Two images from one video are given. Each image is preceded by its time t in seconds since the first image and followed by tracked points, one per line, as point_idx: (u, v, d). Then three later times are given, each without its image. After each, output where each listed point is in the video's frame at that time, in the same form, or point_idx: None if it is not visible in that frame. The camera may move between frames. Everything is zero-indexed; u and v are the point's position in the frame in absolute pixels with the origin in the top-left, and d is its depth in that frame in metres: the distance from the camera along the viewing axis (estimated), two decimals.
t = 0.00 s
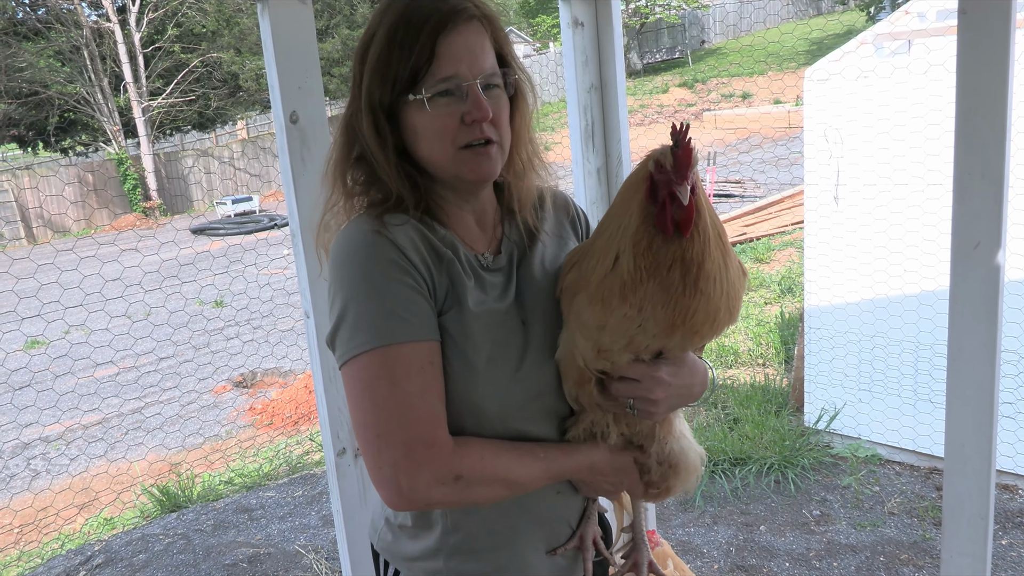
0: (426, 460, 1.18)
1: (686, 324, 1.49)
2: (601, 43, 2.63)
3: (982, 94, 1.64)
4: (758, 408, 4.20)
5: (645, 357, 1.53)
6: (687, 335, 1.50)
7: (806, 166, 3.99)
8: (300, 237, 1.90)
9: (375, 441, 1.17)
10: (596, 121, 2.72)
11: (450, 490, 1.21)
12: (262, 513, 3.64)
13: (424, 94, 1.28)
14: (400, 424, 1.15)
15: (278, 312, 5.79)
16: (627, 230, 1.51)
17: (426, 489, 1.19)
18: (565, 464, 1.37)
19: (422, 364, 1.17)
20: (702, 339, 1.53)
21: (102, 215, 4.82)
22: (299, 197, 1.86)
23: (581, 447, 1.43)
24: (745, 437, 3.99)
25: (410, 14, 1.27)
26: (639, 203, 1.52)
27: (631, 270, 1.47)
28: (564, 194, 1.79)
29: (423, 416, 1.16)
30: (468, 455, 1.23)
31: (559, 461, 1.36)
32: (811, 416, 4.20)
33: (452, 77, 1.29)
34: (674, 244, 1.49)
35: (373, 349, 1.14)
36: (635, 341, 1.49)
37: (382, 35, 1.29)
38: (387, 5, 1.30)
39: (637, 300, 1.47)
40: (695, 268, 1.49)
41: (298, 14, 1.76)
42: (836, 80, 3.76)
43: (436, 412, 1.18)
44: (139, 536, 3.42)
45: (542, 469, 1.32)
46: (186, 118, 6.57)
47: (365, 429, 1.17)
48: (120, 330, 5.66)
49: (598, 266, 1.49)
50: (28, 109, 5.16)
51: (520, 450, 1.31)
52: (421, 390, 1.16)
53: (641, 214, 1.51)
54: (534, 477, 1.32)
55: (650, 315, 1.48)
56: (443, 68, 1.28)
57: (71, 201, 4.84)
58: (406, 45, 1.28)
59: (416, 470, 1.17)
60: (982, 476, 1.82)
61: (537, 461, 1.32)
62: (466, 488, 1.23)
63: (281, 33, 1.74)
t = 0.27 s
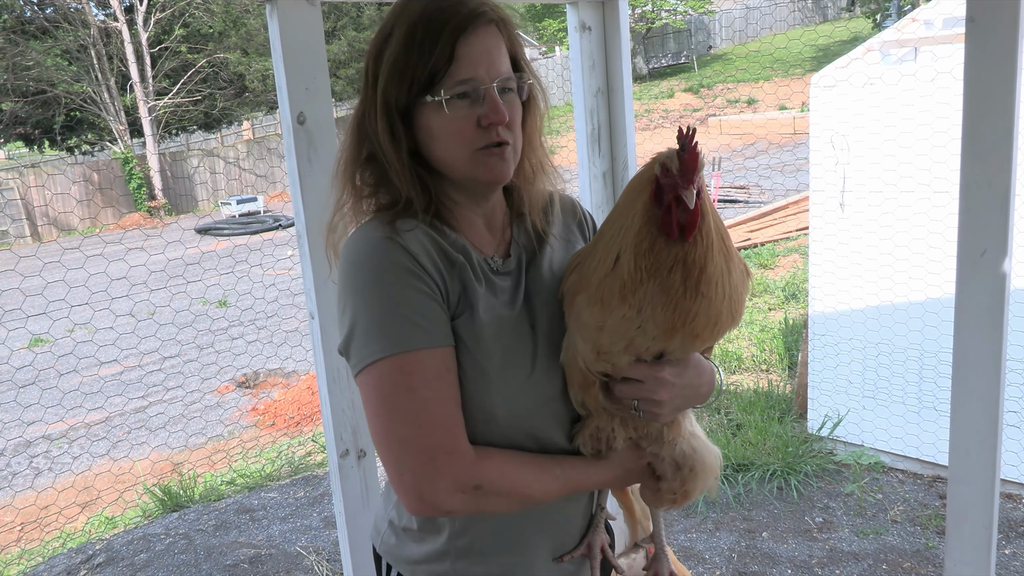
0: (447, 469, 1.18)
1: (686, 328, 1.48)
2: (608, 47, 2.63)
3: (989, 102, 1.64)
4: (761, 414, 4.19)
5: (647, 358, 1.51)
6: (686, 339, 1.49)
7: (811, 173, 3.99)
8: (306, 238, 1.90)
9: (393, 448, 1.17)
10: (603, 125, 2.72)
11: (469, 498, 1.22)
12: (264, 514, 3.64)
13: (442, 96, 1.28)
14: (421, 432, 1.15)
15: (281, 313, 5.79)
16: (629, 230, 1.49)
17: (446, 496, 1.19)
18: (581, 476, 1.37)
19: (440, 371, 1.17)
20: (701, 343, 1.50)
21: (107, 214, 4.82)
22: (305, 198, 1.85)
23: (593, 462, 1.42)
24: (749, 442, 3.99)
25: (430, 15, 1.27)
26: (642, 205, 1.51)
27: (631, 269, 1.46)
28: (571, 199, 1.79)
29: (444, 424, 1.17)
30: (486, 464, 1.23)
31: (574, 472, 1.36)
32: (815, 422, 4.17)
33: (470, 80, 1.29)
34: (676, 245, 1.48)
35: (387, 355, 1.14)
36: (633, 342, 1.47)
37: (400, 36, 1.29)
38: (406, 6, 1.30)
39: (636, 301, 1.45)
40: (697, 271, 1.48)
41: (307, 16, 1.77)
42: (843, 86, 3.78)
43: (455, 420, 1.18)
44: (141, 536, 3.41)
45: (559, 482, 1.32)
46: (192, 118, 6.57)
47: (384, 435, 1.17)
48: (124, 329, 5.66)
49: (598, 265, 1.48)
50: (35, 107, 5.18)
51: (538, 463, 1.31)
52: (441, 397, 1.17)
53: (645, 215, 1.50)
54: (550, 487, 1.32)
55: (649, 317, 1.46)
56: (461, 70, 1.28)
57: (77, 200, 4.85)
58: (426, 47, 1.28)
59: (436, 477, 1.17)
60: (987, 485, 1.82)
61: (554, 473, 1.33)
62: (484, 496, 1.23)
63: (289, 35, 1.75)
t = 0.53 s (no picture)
0: (462, 474, 1.18)
1: (681, 337, 1.45)
2: (611, 52, 2.63)
3: (990, 110, 1.65)
4: (762, 420, 4.20)
5: (636, 375, 1.49)
6: (683, 350, 1.46)
7: (813, 180, 4.00)
8: (308, 241, 1.89)
9: (407, 455, 1.16)
10: (606, 130, 2.73)
11: (484, 506, 1.22)
12: (263, 517, 3.63)
13: (458, 103, 1.28)
14: (439, 439, 1.16)
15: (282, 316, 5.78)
16: (629, 239, 1.49)
17: (461, 503, 1.20)
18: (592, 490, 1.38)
19: (455, 379, 1.17)
20: (697, 356, 1.47)
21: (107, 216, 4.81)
22: (308, 201, 1.85)
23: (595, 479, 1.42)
24: (749, 448, 3.99)
25: (448, 20, 1.26)
26: (644, 213, 1.51)
27: (629, 277, 1.45)
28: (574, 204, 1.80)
29: (462, 433, 1.17)
30: (501, 473, 1.23)
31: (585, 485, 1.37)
32: (814, 429, 4.19)
33: (486, 87, 1.29)
34: (677, 255, 1.47)
35: (400, 361, 1.14)
36: (627, 352, 1.45)
37: (415, 39, 1.28)
38: (423, 9, 1.29)
39: (631, 309, 1.44)
40: (696, 281, 1.46)
41: (311, 19, 1.77)
42: (845, 94, 3.80)
43: (469, 425, 1.18)
44: (139, 539, 3.40)
45: (570, 497, 1.33)
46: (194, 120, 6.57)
47: (398, 442, 1.16)
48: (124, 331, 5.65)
49: (597, 273, 1.49)
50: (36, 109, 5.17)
51: (551, 476, 1.32)
52: (457, 406, 1.17)
53: (646, 224, 1.50)
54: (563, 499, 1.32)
55: (643, 326, 1.44)
56: (477, 78, 1.28)
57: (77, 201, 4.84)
58: (443, 51, 1.27)
59: (453, 484, 1.18)
60: (987, 493, 1.82)
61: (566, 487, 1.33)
62: (499, 504, 1.24)
63: (293, 39, 1.75)
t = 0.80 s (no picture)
0: (459, 479, 1.20)
1: (672, 342, 1.44)
2: (609, 59, 2.66)
3: (985, 116, 1.67)
4: (760, 424, 4.22)
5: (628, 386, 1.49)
6: (674, 356, 1.45)
7: (810, 185, 4.02)
8: (307, 246, 1.91)
9: (404, 459, 1.18)
10: (603, 135, 2.74)
11: (480, 509, 1.23)
12: (262, 523, 3.63)
13: (467, 110, 1.30)
14: (436, 443, 1.17)
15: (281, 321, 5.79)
16: (624, 243, 1.51)
17: (458, 506, 1.21)
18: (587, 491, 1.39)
19: (452, 383, 1.19)
20: (688, 363, 1.47)
21: (107, 222, 4.82)
22: (307, 207, 1.86)
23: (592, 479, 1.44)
24: (747, 452, 4.01)
25: (462, 28, 1.28)
26: (640, 217, 1.52)
27: (621, 280, 1.47)
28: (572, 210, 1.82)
29: (458, 436, 1.19)
30: (497, 476, 1.25)
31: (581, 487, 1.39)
32: (812, 432, 4.21)
33: (494, 97, 1.31)
34: (671, 261, 1.48)
35: (401, 365, 1.15)
36: (615, 358, 1.46)
37: (427, 45, 1.29)
38: (436, 16, 1.31)
39: (622, 313, 1.45)
40: (688, 287, 1.46)
41: (311, 26, 1.79)
42: (841, 99, 3.81)
43: (467, 428, 1.20)
44: (139, 544, 3.40)
45: (567, 499, 1.35)
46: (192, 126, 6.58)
47: (395, 446, 1.18)
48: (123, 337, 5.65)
49: (591, 278, 1.51)
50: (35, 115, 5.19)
51: (546, 479, 1.33)
52: (454, 410, 1.18)
53: (642, 228, 1.51)
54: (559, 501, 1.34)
55: (632, 330, 1.45)
56: (486, 87, 1.30)
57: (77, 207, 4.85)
58: (456, 59, 1.29)
59: (450, 488, 1.19)
60: (983, 495, 1.83)
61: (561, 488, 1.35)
62: (496, 507, 1.25)
63: (292, 46, 1.77)
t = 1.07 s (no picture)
0: (456, 483, 1.20)
1: (649, 336, 1.38)
2: (606, 63, 2.66)
3: (983, 119, 1.68)
4: (760, 427, 4.22)
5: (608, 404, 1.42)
6: (652, 353, 1.38)
7: (807, 187, 4.03)
8: (305, 253, 1.90)
9: (400, 464, 1.18)
10: (601, 139, 2.75)
11: (478, 512, 1.23)
12: (263, 530, 3.63)
13: (464, 116, 1.30)
14: (432, 448, 1.17)
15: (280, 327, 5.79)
16: (617, 242, 1.50)
17: (455, 511, 1.21)
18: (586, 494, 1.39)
19: (448, 388, 1.19)
20: (666, 364, 1.38)
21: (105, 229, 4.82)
22: (305, 213, 1.86)
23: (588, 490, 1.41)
24: (747, 456, 4.01)
25: (460, 34, 1.29)
26: (634, 218, 1.51)
27: (608, 273, 1.46)
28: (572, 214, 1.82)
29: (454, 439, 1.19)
30: (494, 479, 1.25)
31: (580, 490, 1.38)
32: (812, 434, 4.21)
33: (491, 102, 1.31)
34: (661, 261, 1.46)
35: (396, 371, 1.15)
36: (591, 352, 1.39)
37: (425, 51, 1.29)
38: (434, 22, 1.31)
39: (601, 306, 1.42)
40: (674, 286, 1.42)
41: (308, 33, 1.79)
42: (840, 102, 3.83)
43: (462, 432, 1.20)
44: (139, 552, 3.40)
45: (566, 500, 1.34)
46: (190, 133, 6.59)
47: (392, 452, 1.18)
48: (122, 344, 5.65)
49: (581, 275, 1.51)
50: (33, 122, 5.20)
51: (544, 482, 1.33)
52: (449, 414, 1.18)
53: (634, 228, 1.49)
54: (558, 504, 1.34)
55: (608, 323, 1.40)
56: (483, 93, 1.30)
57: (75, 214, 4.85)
58: (452, 65, 1.29)
59: (447, 492, 1.19)
60: (984, 497, 1.83)
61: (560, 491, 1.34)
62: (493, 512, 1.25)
63: (291, 53, 1.77)
